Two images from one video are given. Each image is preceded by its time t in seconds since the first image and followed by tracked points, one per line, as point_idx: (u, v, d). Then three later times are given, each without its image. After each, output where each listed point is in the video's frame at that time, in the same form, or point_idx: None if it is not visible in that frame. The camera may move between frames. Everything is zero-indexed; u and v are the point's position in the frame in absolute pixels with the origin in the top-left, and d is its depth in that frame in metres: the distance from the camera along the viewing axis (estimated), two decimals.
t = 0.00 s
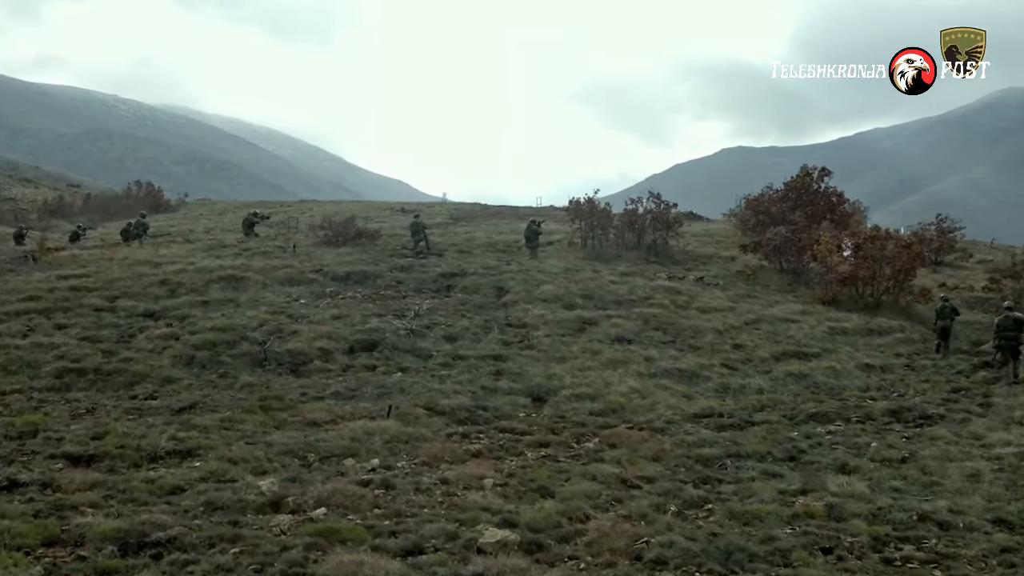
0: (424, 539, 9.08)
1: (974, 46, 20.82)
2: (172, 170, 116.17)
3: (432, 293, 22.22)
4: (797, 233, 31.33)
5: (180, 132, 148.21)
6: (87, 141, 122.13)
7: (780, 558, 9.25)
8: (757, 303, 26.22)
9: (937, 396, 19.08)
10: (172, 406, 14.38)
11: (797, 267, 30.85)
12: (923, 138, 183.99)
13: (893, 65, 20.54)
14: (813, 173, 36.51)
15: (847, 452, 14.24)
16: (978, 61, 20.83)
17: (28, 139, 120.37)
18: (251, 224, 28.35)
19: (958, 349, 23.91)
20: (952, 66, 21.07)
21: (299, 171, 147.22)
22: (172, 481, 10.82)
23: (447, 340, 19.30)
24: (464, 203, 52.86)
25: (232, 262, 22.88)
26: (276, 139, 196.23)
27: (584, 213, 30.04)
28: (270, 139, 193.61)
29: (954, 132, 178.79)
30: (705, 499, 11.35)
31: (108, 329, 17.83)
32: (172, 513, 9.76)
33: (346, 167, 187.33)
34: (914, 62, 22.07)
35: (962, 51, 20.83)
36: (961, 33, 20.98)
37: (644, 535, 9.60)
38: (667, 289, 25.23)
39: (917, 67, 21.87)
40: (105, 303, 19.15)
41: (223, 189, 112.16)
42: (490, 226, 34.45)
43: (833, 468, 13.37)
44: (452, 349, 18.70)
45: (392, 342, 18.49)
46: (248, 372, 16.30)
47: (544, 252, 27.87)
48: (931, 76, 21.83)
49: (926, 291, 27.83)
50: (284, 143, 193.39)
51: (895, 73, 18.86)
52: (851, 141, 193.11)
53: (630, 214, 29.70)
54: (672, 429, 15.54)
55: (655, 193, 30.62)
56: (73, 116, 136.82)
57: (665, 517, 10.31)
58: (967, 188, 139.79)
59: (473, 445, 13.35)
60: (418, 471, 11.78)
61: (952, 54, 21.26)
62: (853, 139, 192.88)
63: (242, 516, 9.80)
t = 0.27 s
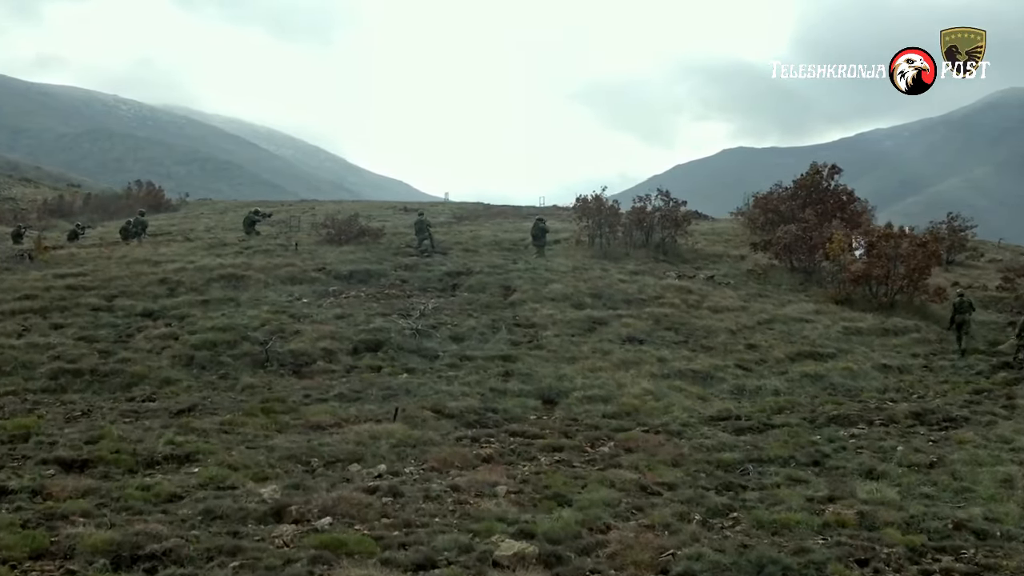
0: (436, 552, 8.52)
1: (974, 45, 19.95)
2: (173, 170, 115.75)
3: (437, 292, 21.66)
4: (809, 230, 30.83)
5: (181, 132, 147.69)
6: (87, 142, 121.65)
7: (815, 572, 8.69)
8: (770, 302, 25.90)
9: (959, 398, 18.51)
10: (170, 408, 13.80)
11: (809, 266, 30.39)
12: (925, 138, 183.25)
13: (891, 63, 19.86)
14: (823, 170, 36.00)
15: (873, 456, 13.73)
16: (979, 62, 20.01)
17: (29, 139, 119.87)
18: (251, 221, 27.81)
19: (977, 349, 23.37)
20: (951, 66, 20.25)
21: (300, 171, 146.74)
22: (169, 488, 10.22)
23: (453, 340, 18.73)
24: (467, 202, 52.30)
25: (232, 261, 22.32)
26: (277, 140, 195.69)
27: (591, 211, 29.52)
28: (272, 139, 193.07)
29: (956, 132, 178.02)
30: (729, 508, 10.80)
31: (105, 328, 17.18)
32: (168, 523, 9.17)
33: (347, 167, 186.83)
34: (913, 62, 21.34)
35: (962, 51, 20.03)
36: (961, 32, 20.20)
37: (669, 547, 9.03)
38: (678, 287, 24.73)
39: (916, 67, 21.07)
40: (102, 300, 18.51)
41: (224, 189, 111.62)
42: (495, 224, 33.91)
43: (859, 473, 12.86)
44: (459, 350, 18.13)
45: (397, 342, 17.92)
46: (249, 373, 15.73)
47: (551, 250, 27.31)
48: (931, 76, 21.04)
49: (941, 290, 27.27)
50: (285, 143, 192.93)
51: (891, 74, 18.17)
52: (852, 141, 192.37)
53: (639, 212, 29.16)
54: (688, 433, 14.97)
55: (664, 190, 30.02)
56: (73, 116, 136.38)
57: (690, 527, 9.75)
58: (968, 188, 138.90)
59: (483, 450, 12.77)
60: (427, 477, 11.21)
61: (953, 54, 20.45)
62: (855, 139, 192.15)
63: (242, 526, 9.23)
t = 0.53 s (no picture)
0: (454, 571, 7.82)
1: (974, 45, 19.38)
2: (177, 171, 115.32)
3: (446, 291, 20.96)
4: (827, 228, 30.14)
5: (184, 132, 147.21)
6: (90, 142, 121.21)
7: None
8: (788, 301, 25.27)
9: (991, 400, 17.76)
10: (169, 413, 13.07)
11: (826, 265, 29.71)
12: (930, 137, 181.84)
13: (892, 61, 19.30)
14: (838, 168, 35.34)
15: (910, 463, 13.06)
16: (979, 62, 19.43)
17: (32, 140, 119.46)
18: (254, 220, 27.12)
19: (1003, 349, 22.60)
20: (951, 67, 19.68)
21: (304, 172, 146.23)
22: (166, 498, 9.46)
23: (464, 340, 18.02)
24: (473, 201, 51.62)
25: (235, 259, 21.63)
26: (281, 141, 195.24)
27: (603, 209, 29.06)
28: (275, 140, 192.61)
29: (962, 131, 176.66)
30: (765, 519, 10.13)
31: (103, 327, 16.41)
32: (164, 538, 8.45)
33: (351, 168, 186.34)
34: (912, 61, 20.64)
35: (962, 51, 19.49)
36: (961, 32, 19.58)
37: (706, 564, 8.31)
38: (693, 287, 23.99)
39: (916, 67, 20.31)
40: (99, 298, 17.71)
41: (227, 189, 111.04)
42: (503, 223, 33.19)
43: (897, 482, 12.18)
44: (470, 351, 17.43)
45: (405, 343, 17.21)
46: (252, 376, 15.02)
47: (562, 248, 26.62)
48: (932, 76, 20.22)
49: (964, 288, 26.56)
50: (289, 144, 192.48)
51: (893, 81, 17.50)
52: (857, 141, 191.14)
53: (651, 209, 28.45)
54: (712, 440, 14.24)
55: (677, 187, 29.23)
56: (77, 116, 135.99)
57: (727, 541, 9.03)
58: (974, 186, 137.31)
59: (499, 457, 12.04)
60: (440, 487, 10.49)
61: (952, 54, 19.87)
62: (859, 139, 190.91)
63: (244, 541, 8.51)
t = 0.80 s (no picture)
0: None
1: (973, 46, 18.27)
2: (184, 172, 115.08)
3: (457, 290, 20.27)
4: (847, 227, 29.40)
5: (190, 133, 146.90)
6: (97, 143, 121.01)
7: None
8: (810, 301, 24.56)
9: None
10: (171, 417, 12.32)
11: (846, 264, 28.96)
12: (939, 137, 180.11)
13: (892, 62, 18.18)
14: (856, 165, 34.56)
15: (954, 472, 12.38)
16: (979, 63, 18.34)
17: (37, 141, 119.22)
18: (260, 218, 26.45)
19: None
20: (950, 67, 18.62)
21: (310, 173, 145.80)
22: (165, 511, 8.77)
23: (477, 342, 17.32)
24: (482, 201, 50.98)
25: (240, 258, 20.97)
26: (288, 142, 195.00)
27: (618, 207, 28.20)
28: (282, 141, 192.34)
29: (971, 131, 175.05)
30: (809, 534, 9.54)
31: (103, 326, 15.62)
32: (160, 556, 7.76)
33: (357, 169, 185.87)
34: (910, 62, 19.43)
35: (961, 52, 18.46)
36: (960, 31, 18.47)
37: None
38: (712, 287, 23.37)
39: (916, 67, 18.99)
40: (99, 296, 16.99)
41: (233, 190, 110.64)
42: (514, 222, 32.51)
43: (942, 493, 11.51)
44: (484, 352, 16.72)
45: (417, 344, 16.52)
46: (258, 379, 14.34)
47: (575, 248, 25.92)
48: (931, 76, 19.00)
49: (990, 288, 25.76)
50: (295, 145, 192.17)
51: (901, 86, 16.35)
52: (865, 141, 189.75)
53: (667, 207, 27.73)
54: (742, 449, 13.52)
55: (694, 184, 28.41)
56: (84, 118, 135.84)
57: (771, 559, 8.33)
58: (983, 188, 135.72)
59: (519, 465, 11.34)
60: (458, 499, 9.81)
61: (952, 54, 18.85)
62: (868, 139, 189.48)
63: (247, 560, 7.82)
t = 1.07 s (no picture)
0: None
1: (972, 46, 17.09)
2: (192, 172, 115.09)
3: (471, 290, 19.75)
4: (868, 225, 28.74)
5: (199, 134, 146.93)
6: (106, 143, 121.26)
7: None
8: (832, 302, 23.93)
9: None
10: (175, 422, 11.80)
11: (867, 264, 28.28)
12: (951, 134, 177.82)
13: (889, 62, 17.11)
14: (875, 162, 33.86)
15: (996, 481, 11.73)
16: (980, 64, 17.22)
17: (46, 142, 119.33)
18: (268, 217, 25.95)
19: None
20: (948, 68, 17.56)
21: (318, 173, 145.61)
22: (167, 525, 8.22)
23: (494, 343, 16.77)
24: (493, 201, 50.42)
25: (248, 258, 20.51)
26: (296, 143, 195.04)
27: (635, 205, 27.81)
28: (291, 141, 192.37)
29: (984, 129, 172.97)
30: (851, 550, 8.97)
31: (107, 327, 15.11)
32: None
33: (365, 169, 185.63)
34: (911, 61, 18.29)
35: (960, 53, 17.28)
36: (959, 32, 17.33)
37: None
38: (731, 287, 22.86)
39: (917, 68, 17.89)
40: (103, 296, 16.53)
41: (242, 191, 110.46)
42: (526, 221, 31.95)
43: (986, 503, 10.87)
44: (500, 354, 16.17)
45: (430, 346, 15.96)
46: (266, 382, 13.83)
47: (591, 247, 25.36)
48: (930, 77, 17.90)
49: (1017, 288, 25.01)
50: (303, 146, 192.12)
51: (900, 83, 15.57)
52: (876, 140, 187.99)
53: (683, 205, 27.16)
54: (771, 457, 12.93)
55: (711, 181, 27.78)
56: (93, 119, 136.11)
57: None
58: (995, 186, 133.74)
59: (540, 474, 10.77)
60: (478, 511, 9.24)
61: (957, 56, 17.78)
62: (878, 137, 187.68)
63: None
